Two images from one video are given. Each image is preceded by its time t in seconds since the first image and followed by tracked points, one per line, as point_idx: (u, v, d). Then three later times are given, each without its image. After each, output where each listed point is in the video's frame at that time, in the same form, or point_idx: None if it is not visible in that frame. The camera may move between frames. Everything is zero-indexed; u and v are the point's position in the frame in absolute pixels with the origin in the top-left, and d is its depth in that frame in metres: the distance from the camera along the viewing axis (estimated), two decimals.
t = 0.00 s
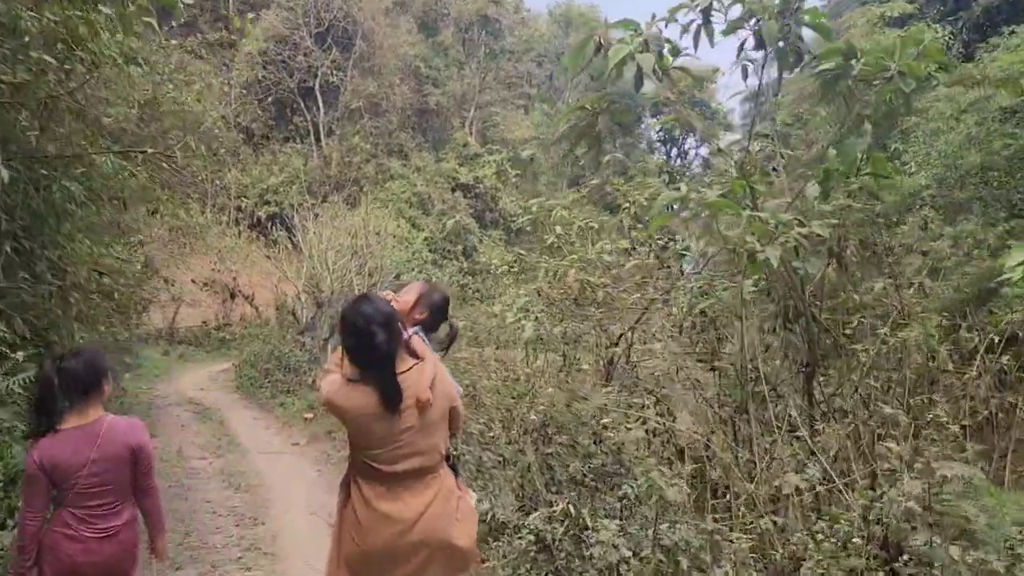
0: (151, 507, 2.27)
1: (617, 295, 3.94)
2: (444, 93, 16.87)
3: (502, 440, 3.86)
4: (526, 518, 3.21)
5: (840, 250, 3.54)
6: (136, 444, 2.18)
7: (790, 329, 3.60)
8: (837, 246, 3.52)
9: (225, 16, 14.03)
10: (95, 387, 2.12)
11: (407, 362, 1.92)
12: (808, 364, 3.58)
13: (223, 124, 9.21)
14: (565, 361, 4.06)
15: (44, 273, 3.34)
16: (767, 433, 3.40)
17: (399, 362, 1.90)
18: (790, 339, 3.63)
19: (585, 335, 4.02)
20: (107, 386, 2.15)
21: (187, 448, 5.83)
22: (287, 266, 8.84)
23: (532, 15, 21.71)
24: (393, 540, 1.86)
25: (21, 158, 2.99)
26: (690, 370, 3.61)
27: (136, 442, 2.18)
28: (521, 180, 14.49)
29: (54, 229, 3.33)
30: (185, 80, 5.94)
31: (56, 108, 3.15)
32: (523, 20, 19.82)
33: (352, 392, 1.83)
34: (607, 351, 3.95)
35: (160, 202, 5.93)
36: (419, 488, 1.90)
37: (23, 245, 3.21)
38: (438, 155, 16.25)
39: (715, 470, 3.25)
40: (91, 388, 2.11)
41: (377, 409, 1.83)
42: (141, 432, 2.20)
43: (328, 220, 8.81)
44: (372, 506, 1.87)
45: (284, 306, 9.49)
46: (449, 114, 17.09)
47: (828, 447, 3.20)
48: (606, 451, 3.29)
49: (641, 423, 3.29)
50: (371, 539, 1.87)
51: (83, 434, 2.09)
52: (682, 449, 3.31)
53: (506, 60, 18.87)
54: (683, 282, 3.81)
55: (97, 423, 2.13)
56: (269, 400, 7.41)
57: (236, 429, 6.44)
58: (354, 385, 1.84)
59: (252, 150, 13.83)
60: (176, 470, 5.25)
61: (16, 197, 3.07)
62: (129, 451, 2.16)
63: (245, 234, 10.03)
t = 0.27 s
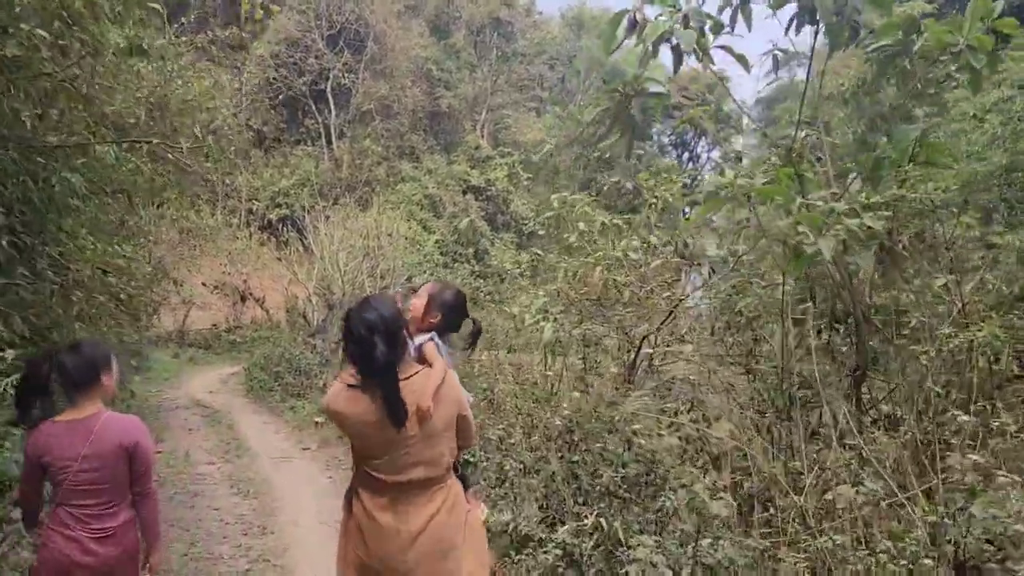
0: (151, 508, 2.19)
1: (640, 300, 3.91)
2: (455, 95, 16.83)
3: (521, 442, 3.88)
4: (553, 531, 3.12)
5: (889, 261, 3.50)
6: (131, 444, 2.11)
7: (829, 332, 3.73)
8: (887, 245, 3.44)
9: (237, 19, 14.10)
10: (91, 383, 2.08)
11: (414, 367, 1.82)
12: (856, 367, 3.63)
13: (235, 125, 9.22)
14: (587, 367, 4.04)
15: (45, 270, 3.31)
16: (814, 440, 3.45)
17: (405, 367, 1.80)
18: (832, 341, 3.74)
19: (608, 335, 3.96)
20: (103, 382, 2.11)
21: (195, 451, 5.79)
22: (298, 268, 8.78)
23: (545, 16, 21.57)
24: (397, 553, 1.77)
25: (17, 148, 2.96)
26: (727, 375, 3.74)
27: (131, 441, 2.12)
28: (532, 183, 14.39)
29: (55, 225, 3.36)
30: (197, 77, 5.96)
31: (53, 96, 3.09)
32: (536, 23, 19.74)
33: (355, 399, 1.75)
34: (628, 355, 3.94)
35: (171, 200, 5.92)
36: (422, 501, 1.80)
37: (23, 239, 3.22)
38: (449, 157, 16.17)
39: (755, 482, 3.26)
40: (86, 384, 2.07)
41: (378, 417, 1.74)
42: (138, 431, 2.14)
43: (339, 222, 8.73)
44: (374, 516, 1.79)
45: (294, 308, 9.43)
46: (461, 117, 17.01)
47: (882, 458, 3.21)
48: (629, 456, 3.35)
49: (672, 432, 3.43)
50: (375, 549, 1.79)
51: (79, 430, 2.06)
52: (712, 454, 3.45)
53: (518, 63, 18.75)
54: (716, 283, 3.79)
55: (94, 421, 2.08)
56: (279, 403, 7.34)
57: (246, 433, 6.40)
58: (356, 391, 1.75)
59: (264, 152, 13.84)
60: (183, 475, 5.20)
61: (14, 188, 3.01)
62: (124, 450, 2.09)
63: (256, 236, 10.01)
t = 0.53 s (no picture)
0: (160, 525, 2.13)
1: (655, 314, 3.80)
2: (463, 101, 16.82)
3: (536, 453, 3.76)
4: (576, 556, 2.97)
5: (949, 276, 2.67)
6: (137, 460, 2.04)
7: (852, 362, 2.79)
8: (940, 248, 2.64)
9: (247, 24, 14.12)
10: (101, 396, 2.03)
11: (409, 377, 1.76)
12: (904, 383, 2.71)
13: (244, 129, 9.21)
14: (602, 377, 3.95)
15: (41, 273, 3.31)
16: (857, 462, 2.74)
17: (399, 377, 1.73)
18: (878, 357, 2.87)
19: (626, 343, 3.86)
20: (114, 395, 2.06)
21: (198, 461, 5.73)
22: (304, 274, 8.72)
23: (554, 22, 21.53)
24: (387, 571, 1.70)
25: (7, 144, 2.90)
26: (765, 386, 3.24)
27: (139, 457, 2.05)
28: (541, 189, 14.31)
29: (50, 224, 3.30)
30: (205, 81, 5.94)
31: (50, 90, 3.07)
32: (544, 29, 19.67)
33: (345, 408, 1.71)
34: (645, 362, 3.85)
35: (177, 203, 5.89)
36: (413, 518, 1.72)
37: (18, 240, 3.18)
38: (457, 163, 16.13)
39: (785, 508, 2.70)
40: (96, 398, 2.02)
41: (369, 427, 1.68)
42: (148, 447, 2.08)
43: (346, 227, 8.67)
44: (364, 531, 1.72)
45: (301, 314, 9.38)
46: (468, 122, 16.96)
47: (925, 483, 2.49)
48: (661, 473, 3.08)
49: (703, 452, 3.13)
50: (365, 567, 1.72)
51: (87, 443, 2.01)
52: (743, 477, 3.01)
53: (526, 68, 18.71)
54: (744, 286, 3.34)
55: (102, 434, 2.03)
56: (284, 411, 7.27)
57: (251, 442, 6.33)
58: (346, 400, 1.71)
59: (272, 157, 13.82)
60: (185, 486, 5.13)
61: (5, 187, 2.98)
62: (130, 467, 2.03)
63: (263, 240, 9.96)
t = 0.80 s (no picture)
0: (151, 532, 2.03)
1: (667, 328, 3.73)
2: (464, 111, 16.84)
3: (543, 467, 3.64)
4: None
5: (993, 280, 2.32)
6: (130, 462, 1.95)
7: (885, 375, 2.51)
8: (985, 249, 2.29)
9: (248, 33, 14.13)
10: (96, 394, 1.94)
11: (406, 378, 1.67)
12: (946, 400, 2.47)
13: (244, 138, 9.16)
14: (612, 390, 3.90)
15: (23, 276, 3.29)
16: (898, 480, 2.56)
17: (395, 378, 1.65)
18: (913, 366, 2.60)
19: (635, 354, 3.84)
20: (111, 393, 1.97)
21: (192, 473, 5.63)
22: (303, 283, 8.65)
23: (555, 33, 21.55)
24: None
25: None
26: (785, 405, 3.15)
27: (133, 459, 1.95)
28: (541, 199, 14.26)
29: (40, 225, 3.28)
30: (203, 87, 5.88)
31: (36, 85, 3.03)
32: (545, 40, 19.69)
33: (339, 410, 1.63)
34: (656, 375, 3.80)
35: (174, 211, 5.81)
36: (405, 529, 1.62)
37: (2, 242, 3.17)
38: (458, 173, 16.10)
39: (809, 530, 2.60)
40: (91, 395, 1.94)
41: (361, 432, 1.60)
42: (143, 449, 1.98)
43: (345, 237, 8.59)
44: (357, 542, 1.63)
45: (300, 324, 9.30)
46: (469, 132, 16.93)
47: (976, 508, 2.27)
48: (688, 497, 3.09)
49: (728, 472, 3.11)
50: None
51: (80, 442, 1.93)
52: (768, 496, 2.95)
53: (527, 79, 18.72)
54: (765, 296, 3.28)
55: (97, 433, 1.94)
56: (282, 422, 7.17)
57: (246, 454, 6.23)
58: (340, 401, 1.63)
59: (272, 166, 13.79)
60: (176, 500, 5.03)
61: None
62: (123, 469, 1.94)
63: (263, 249, 9.91)
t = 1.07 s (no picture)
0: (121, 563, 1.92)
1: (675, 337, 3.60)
2: (457, 115, 16.75)
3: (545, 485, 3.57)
4: None
5: None
6: (97, 488, 1.85)
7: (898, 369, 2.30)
8: None
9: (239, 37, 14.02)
10: (65, 415, 1.86)
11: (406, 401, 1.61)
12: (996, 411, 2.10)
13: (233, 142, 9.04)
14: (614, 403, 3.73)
15: None
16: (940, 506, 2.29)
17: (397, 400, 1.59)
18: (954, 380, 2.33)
19: (636, 364, 3.71)
20: (80, 416, 1.88)
21: (176, 487, 5.51)
22: (294, 289, 8.52)
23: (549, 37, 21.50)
24: None
25: None
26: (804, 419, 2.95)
27: (101, 486, 1.85)
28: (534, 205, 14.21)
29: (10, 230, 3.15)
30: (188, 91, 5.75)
31: (8, 84, 2.89)
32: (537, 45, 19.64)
33: (336, 433, 1.53)
34: (660, 386, 3.65)
35: (160, 216, 5.69)
36: (403, 561, 1.54)
37: None
38: (450, 178, 16.01)
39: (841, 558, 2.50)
40: (59, 417, 1.85)
41: (363, 458, 1.52)
42: (111, 476, 1.87)
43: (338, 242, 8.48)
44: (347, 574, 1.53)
45: (290, 330, 9.18)
46: (461, 138, 16.84)
47: None
48: (711, 524, 3.07)
49: (749, 498, 3.04)
50: None
51: (48, 466, 1.85)
52: (791, 521, 2.90)
53: (520, 85, 18.65)
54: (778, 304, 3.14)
55: (64, 457, 1.85)
56: (271, 431, 7.06)
57: (234, 466, 6.11)
58: (339, 422, 1.54)
59: (263, 171, 13.70)
60: (159, 516, 4.90)
61: None
62: (89, 495, 1.84)
63: (253, 254, 9.78)
